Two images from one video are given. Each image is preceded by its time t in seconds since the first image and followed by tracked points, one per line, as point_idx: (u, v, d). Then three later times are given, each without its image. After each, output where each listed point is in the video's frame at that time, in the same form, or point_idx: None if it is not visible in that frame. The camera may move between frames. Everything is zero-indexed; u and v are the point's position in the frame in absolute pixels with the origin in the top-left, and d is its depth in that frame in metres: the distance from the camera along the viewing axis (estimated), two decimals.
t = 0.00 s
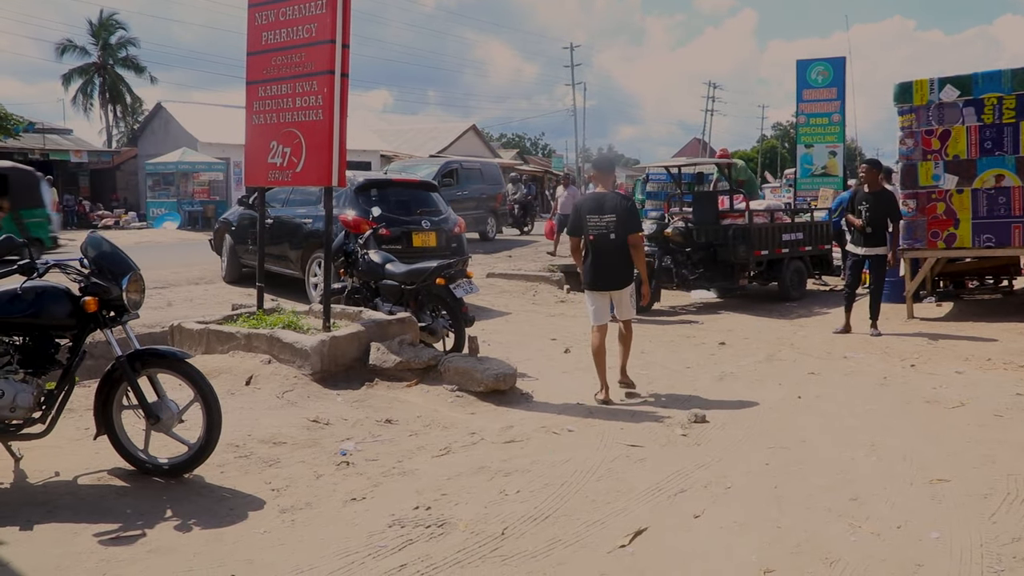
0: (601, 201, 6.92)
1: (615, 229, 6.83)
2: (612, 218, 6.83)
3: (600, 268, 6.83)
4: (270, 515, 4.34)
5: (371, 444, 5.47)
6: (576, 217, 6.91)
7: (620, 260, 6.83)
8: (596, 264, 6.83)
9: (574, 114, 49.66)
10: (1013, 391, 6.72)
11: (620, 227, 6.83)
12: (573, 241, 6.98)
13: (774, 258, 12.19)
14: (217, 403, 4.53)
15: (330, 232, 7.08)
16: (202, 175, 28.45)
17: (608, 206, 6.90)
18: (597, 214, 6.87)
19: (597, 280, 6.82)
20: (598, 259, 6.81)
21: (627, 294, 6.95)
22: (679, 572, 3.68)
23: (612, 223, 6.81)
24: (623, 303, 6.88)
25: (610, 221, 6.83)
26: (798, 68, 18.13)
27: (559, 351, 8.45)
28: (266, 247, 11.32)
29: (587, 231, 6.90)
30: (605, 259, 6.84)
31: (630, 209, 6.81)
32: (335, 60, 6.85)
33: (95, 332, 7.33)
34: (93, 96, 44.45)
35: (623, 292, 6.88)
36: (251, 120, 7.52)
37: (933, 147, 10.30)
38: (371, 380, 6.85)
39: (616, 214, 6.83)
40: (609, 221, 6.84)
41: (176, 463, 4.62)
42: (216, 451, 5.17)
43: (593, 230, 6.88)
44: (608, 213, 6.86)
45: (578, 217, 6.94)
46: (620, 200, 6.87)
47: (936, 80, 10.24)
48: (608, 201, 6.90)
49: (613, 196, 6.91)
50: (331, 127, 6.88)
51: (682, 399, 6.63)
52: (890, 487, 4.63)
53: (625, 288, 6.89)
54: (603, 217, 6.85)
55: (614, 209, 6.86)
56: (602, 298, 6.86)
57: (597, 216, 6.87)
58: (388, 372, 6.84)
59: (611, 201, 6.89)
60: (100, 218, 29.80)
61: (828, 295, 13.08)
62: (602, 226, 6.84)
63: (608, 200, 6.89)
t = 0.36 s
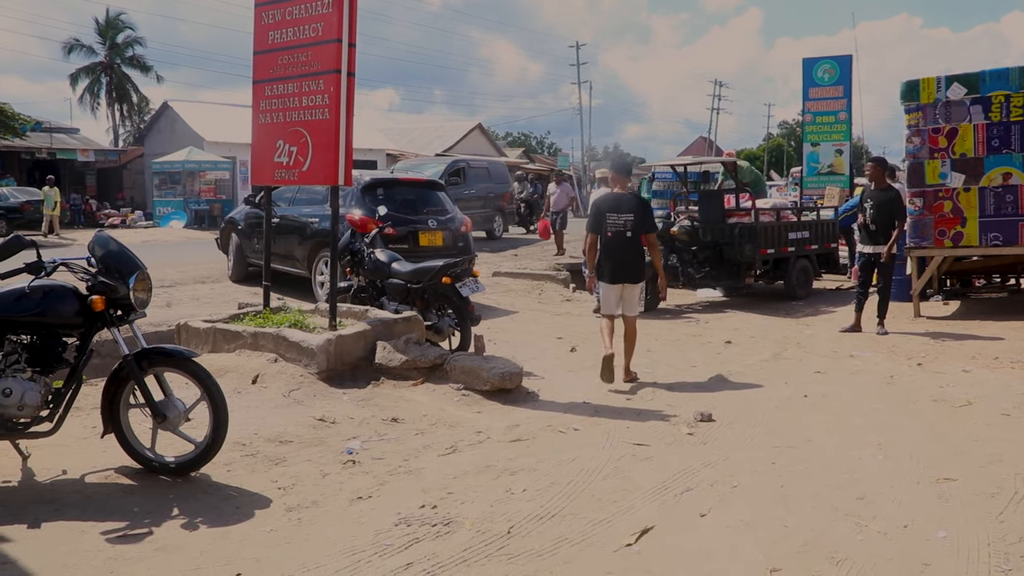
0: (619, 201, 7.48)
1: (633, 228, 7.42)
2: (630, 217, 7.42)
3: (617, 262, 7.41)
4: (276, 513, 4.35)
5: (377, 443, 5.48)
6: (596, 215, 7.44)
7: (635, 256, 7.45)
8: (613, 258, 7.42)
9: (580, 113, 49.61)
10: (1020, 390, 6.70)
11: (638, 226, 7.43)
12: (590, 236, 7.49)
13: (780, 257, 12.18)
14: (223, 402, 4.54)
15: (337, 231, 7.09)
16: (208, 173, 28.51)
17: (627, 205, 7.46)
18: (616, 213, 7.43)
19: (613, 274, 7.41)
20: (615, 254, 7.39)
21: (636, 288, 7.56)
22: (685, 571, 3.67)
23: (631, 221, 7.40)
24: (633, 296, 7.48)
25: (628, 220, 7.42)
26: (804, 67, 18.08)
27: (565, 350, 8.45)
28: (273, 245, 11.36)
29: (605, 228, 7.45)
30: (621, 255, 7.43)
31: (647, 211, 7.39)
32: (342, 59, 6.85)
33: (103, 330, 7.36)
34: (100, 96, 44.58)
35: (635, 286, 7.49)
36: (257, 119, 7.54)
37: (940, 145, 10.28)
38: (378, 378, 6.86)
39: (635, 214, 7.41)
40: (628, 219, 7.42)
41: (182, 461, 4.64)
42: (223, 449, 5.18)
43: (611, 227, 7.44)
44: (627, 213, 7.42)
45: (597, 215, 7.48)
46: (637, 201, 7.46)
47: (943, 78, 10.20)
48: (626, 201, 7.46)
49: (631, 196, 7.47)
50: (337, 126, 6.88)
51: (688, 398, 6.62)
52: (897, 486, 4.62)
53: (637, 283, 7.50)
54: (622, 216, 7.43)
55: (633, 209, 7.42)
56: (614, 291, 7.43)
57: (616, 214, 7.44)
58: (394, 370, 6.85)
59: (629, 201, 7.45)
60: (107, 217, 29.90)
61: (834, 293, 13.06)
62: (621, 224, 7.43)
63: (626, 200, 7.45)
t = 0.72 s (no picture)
0: (621, 202, 7.63)
1: (636, 228, 7.55)
2: (633, 218, 7.56)
3: (621, 262, 7.54)
4: (281, 511, 4.36)
5: (381, 442, 5.48)
6: (600, 215, 7.60)
7: (638, 255, 7.58)
8: (616, 257, 7.55)
9: (585, 112, 49.57)
10: None
11: (640, 227, 7.57)
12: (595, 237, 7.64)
13: (784, 257, 12.16)
14: (228, 400, 4.55)
15: (341, 229, 7.08)
16: (213, 172, 28.56)
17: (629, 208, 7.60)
18: (619, 215, 7.57)
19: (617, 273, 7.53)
20: (618, 253, 7.52)
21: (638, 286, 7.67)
22: (689, 571, 3.67)
23: (634, 222, 7.55)
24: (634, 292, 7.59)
25: (631, 222, 7.56)
26: (809, 66, 18.06)
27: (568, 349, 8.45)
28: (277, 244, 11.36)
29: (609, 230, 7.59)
30: (625, 255, 7.56)
31: (649, 210, 7.54)
32: (346, 58, 6.86)
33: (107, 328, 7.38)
34: (105, 94, 44.65)
35: (636, 283, 7.62)
36: (262, 118, 7.54)
37: (945, 145, 10.24)
38: (381, 377, 6.86)
39: (637, 215, 7.55)
40: (632, 221, 7.56)
41: (187, 459, 4.65)
42: (227, 447, 5.19)
43: (616, 227, 7.59)
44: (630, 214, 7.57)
45: (601, 217, 7.62)
46: (640, 202, 7.62)
47: (949, 78, 10.17)
48: (628, 202, 7.60)
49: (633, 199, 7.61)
50: (341, 125, 6.89)
51: (692, 398, 6.62)
52: (901, 486, 4.61)
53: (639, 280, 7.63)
54: (625, 217, 7.58)
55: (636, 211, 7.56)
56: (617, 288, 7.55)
57: (620, 215, 7.58)
58: (398, 369, 6.85)
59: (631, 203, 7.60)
60: (112, 215, 29.96)
61: (839, 293, 13.05)
62: (625, 226, 7.56)
63: (628, 202, 7.60)
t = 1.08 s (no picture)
0: (622, 197, 7.89)
1: (635, 222, 7.81)
2: (633, 212, 7.82)
3: (620, 254, 7.83)
4: (288, 510, 4.37)
5: (388, 441, 5.49)
6: (601, 210, 7.90)
7: (638, 248, 7.84)
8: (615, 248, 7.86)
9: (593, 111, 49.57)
10: None
11: (639, 221, 7.82)
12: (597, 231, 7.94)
13: (791, 256, 12.13)
14: (235, 399, 4.56)
15: (347, 229, 7.09)
16: (220, 171, 28.62)
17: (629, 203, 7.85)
18: (620, 209, 7.85)
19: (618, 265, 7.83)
20: (619, 246, 7.81)
21: (640, 275, 7.96)
22: (696, 571, 3.66)
23: (633, 216, 7.81)
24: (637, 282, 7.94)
25: (630, 216, 7.81)
26: (816, 65, 18.05)
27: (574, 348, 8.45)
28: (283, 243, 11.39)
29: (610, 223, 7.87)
30: (625, 248, 7.83)
31: (647, 206, 7.76)
32: (353, 57, 6.86)
33: (114, 327, 7.40)
34: (113, 93, 44.77)
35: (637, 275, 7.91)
36: (269, 117, 7.56)
37: (952, 144, 10.23)
38: (388, 376, 6.87)
39: (636, 210, 7.80)
40: (630, 215, 7.82)
41: (194, 459, 4.66)
42: (234, 446, 5.20)
43: (616, 221, 7.88)
44: (629, 209, 7.82)
45: (603, 211, 7.91)
46: (640, 198, 7.86)
47: (956, 77, 10.14)
48: (627, 198, 7.85)
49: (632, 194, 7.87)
50: (348, 124, 6.89)
51: (698, 397, 6.61)
52: (908, 486, 4.60)
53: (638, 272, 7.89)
54: (625, 211, 7.84)
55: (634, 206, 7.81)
56: (619, 279, 7.87)
57: (620, 210, 7.86)
58: (405, 368, 6.86)
59: (630, 199, 7.84)
60: (120, 214, 30.05)
61: (846, 293, 13.02)
62: (624, 219, 7.83)
63: (628, 198, 7.85)
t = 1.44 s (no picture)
0: (629, 198, 7.90)
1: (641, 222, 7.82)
2: (640, 212, 7.83)
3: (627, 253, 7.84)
4: (295, 512, 4.37)
5: (395, 443, 5.50)
6: (609, 210, 7.89)
7: (644, 247, 7.85)
8: (623, 248, 7.85)
9: (598, 112, 49.55)
10: None
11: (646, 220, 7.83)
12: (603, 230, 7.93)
13: (797, 255, 12.11)
14: (242, 402, 4.57)
15: (353, 230, 7.09)
16: (226, 174, 28.67)
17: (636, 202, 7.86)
18: (626, 209, 7.84)
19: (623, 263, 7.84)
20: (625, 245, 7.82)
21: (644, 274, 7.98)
22: (704, 571, 3.66)
23: (640, 216, 7.81)
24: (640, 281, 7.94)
25: (637, 216, 7.82)
26: (821, 64, 18.03)
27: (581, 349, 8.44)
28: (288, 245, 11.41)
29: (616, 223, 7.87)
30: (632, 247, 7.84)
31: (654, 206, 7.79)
32: (358, 59, 6.87)
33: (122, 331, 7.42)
34: (119, 98, 44.89)
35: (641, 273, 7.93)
36: (274, 120, 7.58)
37: (959, 142, 10.18)
38: (395, 378, 6.88)
39: (642, 210, 7.81)
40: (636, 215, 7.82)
41: (202, 461, 4.67)
42: (242, 449, 5.21)
43: (623, 221, 7.87)
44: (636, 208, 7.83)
45: (610, 212, 7.90)
46: (647, 198, 7.88)
47: (962, 74, 10.10)
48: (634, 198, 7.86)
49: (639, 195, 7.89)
50: (353, 127, 6.90)
51: (705, 397, 6.60)
52: (916, 486, 4.58)
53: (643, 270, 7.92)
54: (632, 211, 7.84)
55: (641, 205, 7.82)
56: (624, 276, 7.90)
57: (627, 209, 7.85)
58: (412, 370, 6.87)
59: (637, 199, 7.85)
60: (127, 218, 30.14)
61: (853, 292, 12.99)
62: (631, 219, 7.83)
63: (634, 198, 7.86)
